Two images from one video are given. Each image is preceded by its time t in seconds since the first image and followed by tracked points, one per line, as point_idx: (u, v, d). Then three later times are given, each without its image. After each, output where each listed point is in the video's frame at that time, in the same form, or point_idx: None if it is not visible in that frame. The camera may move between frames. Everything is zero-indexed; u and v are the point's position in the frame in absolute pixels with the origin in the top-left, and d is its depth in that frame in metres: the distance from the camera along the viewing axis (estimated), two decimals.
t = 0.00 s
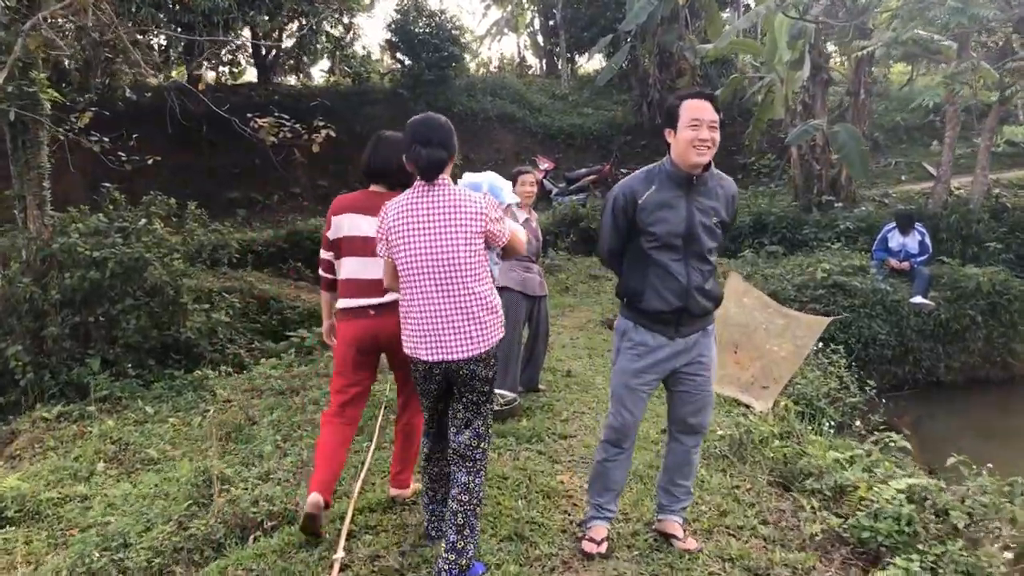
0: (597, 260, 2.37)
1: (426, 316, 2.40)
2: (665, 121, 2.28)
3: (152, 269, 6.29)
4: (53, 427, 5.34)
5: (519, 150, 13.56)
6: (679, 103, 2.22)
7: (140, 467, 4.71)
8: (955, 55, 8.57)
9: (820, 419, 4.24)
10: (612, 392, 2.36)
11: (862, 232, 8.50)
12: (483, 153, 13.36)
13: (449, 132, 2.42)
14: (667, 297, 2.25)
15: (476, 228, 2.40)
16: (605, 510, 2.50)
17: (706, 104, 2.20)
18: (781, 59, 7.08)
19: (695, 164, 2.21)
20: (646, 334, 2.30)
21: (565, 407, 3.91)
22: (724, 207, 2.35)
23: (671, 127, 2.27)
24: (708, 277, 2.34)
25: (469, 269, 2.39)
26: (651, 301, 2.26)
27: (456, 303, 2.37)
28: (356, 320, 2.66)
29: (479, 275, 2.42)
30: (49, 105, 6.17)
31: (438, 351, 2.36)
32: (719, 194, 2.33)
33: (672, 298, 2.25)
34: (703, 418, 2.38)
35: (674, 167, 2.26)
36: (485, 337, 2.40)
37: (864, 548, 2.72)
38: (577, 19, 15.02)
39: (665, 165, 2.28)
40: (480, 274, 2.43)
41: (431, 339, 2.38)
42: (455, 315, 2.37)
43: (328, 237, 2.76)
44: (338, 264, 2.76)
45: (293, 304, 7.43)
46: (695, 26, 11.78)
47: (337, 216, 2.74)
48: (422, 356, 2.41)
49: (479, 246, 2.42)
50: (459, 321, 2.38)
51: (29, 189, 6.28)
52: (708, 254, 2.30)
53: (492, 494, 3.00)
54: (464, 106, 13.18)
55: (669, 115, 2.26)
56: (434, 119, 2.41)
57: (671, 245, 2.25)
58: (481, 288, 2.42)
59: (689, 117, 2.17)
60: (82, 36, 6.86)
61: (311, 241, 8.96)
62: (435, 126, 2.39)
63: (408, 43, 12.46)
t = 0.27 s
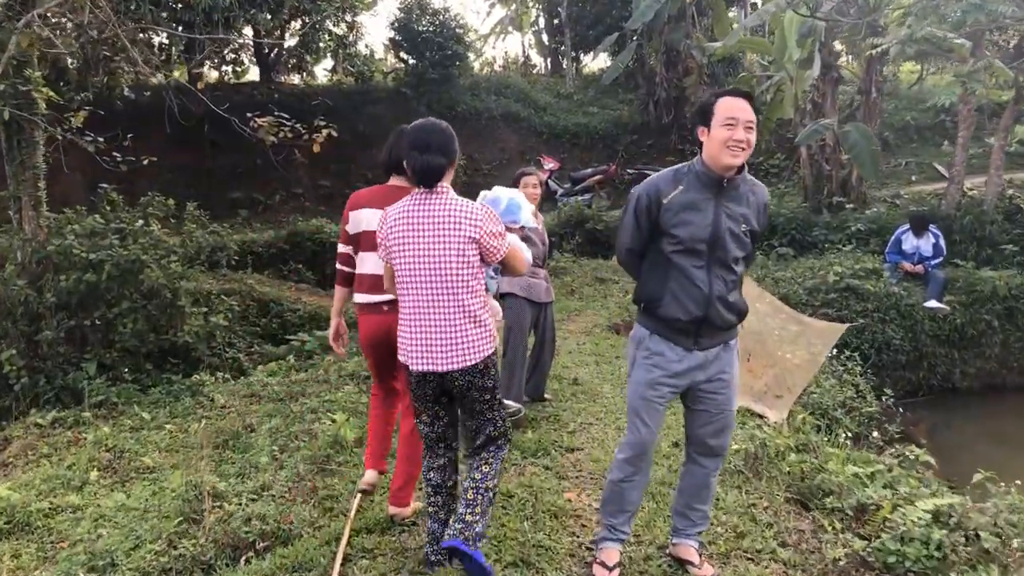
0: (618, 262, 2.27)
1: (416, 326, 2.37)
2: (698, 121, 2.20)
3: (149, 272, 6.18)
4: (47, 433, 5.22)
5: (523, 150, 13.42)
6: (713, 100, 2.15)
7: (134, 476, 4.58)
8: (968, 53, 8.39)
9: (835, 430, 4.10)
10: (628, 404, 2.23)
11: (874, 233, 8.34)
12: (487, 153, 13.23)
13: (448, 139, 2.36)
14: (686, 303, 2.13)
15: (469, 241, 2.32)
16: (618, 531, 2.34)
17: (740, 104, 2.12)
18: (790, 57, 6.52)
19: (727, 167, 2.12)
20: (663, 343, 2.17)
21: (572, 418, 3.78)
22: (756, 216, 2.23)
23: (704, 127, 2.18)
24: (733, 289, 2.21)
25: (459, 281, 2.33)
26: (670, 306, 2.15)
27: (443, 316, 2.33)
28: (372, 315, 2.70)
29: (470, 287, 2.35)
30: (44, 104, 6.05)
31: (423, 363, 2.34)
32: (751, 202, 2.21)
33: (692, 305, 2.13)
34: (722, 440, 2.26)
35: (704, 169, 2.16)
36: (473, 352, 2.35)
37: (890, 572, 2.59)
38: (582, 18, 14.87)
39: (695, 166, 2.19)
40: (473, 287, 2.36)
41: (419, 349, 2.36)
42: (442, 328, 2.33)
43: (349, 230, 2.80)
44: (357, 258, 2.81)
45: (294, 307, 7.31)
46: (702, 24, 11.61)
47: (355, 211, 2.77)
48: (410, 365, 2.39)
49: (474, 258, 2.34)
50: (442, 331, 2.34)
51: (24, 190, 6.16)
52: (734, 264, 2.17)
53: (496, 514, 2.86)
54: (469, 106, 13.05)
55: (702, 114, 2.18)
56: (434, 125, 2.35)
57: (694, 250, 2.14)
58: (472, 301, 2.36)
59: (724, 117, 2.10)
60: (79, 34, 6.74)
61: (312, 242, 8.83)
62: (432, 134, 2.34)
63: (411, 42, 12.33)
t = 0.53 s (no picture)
0: (635, 259, 2.19)
1: (430, 322, 2.34)
2: (727, 113, 2.12)
3: (149, 272, 6.09)
4: (46, 436, 5.13)
5: (528, 149, 13.33)
6: (744, 92, 2.07)
7: (133, 480, 4.49)
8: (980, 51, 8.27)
9: (851, 434, 4.00)
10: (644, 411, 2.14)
11: (884, 233, 8.23)
12: (491, 153, 13.14)
13: (467, 133, 2.34)
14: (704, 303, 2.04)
15: (486, 237, 2.29)
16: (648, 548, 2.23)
17: (771, 96, 2.03)
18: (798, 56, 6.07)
19: (754, 162, 2.03)
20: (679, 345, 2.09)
21: (582, 422, 3.69)
22: (782, 216, 2.14)
23: (733, 120, 2.10)
24: (756, 292, 2.11)
25: (474, 277, 2.30)
26: (687, 306, 2.06)
27: (457, 312, 2.30)
28: (399, 326, 2.83)
29: (487, 283, 2.32)
30: (44, 101, 5.98)
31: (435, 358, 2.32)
32: (777, 201, 2.12)
33: (710, 305, 2.04)
34: (742, 451, 2.16)
35: (731, 163, 2.07)
36: (488, 349, 2.31)
37: None
38: (587, 16, 14.77)
39: (721, 160, 2.10)
40: (490, 283, 2.33)
41: (432, 345, 2.33)
42: (456, 324, 2.30)
43: (365, 247, 2.89)
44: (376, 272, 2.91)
45: (297, 307, 7.22)
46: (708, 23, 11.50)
47: (372, 228, 2.88)
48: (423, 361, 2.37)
49: (490, 254, 2.31)
50: (456, 327, 2.30)
51: (23, 188, 6.08)
52: (756, 265, 2.07)
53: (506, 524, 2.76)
54: (473, 105, 12.95)
55: (730, 106, 2.10)
56: (453, 119, 2.34)
57: (715, 247, 2.05)
58: (488, 296, 2.32)
59: (754, 109, 2.01)
60: (80, 31, 6.66)
61: (315, 242, 8.74)
62: (451, 127, 2.32)
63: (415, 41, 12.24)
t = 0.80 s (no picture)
0: (650, 268, 2.02)
1: (465, 332, 2.23)
2: (743, 103, 1.95)
3: (145, 274, 5.95)
4: (37, 443, 4.98)
5: (532, 148, 13.16)
6: (760, 80, 1.89)
7: (125, 490, 4.34)
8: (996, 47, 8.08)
9: (873, 445, 3.84)
10: (665, 433, 1.98)
11: (897, 234, 8.05)
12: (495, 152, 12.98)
13: (512, 139, 2.26)
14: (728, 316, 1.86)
15: (528, 246, 2.20)
16: None
17: (789, 84, 1.86)
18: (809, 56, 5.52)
19: (773, 157, 1.86)
20: (701, 362, 1.92)
21: (592, 433, 3.52)
22: (808, 214, 1.97)
23: (748, 111, 1.93)
24: (784, 299, 1.94)
25: (514, 288, 2.21)
26: (709, 319, 1.89)
27: (495, 323, 2.21)
28: (408, 323, 2.69)
29: (525, 294, 2.24)
30: (38, 98, 5.83)
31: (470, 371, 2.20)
32: (802, 199, 1.95)
33: (735, 317, 1.86)
34: (771, 473, 2.00)
35: (750, 159, 1.89)
36: (525, 362, 2.23)
37: None
38: (592, 14, 14.61)
39: (738, 156, 1.92)
40: (528, 294, 2.25)
41: (466, 356, 2.21)
42: (494, 335, 2.20)
43: (378, 239, 2.77)
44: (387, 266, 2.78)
45: (297, 309, 7.07)
46: (716, 19, 11.32)
47: (384, 220, 2.75)
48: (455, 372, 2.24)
49: (530, 264, 2.23)
50: (496, 340, 2.21)
51: (16, 188, 5.93)
52: (783, 270, 1.90)
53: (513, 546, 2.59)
54: (476, 103, 12.79)
55: (746, 96, 1.93)
56: (497, 123, 2.25)
57: (737, 253, 1.87)
58: (526, 308, 2.24)
59: (771, 99, 1.85)
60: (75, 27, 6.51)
61: (316, 243, 8.59)
62: (497, 130, 2.23)
63: (418, 39, 12.10)
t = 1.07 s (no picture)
0: (658, 281, 1.93)
1: (503, 346, 2.29)
2: (753, 106, 1.84)
3: (143, 278, 5.84)
4: (33, 451, 4.90)
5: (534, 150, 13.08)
6: (772, 81, 1.78)
7: (120, 500, 4.26)
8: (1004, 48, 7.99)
9: (886, 456, 3.75)
10: (675, 456, 1.90)
11: (904, 237, 7.96)
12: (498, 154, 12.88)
13: (533, 147, 2.30)
14: (740, 333, 1.76)
15: (558, 255, 2.23)
16: None
17: (803, 83, 1.75)
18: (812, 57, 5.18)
19: (786, 165, 1.75)
20: (712, 382, 1.83)
21: (599, 445, 3.43)
22: (825, 221, 1.85)
23: (759, 114, 1.82)
24: (800, 313, 1.83)
25: (549, 297, 2.24)
26: (720, 337, 1.79)
27: (533, 335, 2.25)
28: (428, 329, 2.65)
29: (561, 303, 2.27)
30: (35, 101, 5.76)
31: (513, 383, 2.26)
32: (818, 206, 1.83)
33: (748, 334, 1.76)
34: (787, 495, 1.92)
35: (761, 166, 1.78)
36: (566, 372, 2.26)
37: None
38: (594, 15, 14.54)
39: (750, 162, 1.82)
40: (562, 304, 2.27)
41: (508, 371, 2.28)
42: (532, 347, 2.25)
43: (402, 242, 2.76)
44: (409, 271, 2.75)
45: (298, 314, 6.98)
46: (720, 20, 11.24)
47: (413, 223, 2.72)
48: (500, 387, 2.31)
49: (562, 273, 2.25)
50: (533, 352, 2.25)
51: (13, 192, 5.86)
52: (799, 283, 1.79)
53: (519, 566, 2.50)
54: (478, 105, 12.71)
55: (758, 97, 1.82)
56: (517, 134, 2.30)
57: (750, 266, 1.76)
58: (562, 317, 2.27)
59: (783, 102, 1.74)
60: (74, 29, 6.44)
61: (316, 247, 8.52)
62: (517, 142, 2.28)
63: (420, 41, 12.04)
